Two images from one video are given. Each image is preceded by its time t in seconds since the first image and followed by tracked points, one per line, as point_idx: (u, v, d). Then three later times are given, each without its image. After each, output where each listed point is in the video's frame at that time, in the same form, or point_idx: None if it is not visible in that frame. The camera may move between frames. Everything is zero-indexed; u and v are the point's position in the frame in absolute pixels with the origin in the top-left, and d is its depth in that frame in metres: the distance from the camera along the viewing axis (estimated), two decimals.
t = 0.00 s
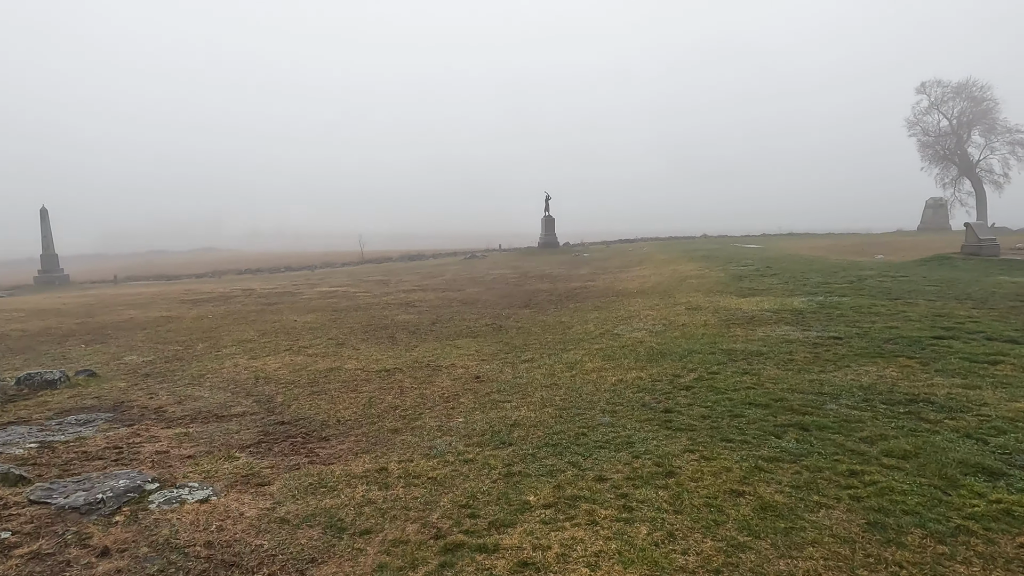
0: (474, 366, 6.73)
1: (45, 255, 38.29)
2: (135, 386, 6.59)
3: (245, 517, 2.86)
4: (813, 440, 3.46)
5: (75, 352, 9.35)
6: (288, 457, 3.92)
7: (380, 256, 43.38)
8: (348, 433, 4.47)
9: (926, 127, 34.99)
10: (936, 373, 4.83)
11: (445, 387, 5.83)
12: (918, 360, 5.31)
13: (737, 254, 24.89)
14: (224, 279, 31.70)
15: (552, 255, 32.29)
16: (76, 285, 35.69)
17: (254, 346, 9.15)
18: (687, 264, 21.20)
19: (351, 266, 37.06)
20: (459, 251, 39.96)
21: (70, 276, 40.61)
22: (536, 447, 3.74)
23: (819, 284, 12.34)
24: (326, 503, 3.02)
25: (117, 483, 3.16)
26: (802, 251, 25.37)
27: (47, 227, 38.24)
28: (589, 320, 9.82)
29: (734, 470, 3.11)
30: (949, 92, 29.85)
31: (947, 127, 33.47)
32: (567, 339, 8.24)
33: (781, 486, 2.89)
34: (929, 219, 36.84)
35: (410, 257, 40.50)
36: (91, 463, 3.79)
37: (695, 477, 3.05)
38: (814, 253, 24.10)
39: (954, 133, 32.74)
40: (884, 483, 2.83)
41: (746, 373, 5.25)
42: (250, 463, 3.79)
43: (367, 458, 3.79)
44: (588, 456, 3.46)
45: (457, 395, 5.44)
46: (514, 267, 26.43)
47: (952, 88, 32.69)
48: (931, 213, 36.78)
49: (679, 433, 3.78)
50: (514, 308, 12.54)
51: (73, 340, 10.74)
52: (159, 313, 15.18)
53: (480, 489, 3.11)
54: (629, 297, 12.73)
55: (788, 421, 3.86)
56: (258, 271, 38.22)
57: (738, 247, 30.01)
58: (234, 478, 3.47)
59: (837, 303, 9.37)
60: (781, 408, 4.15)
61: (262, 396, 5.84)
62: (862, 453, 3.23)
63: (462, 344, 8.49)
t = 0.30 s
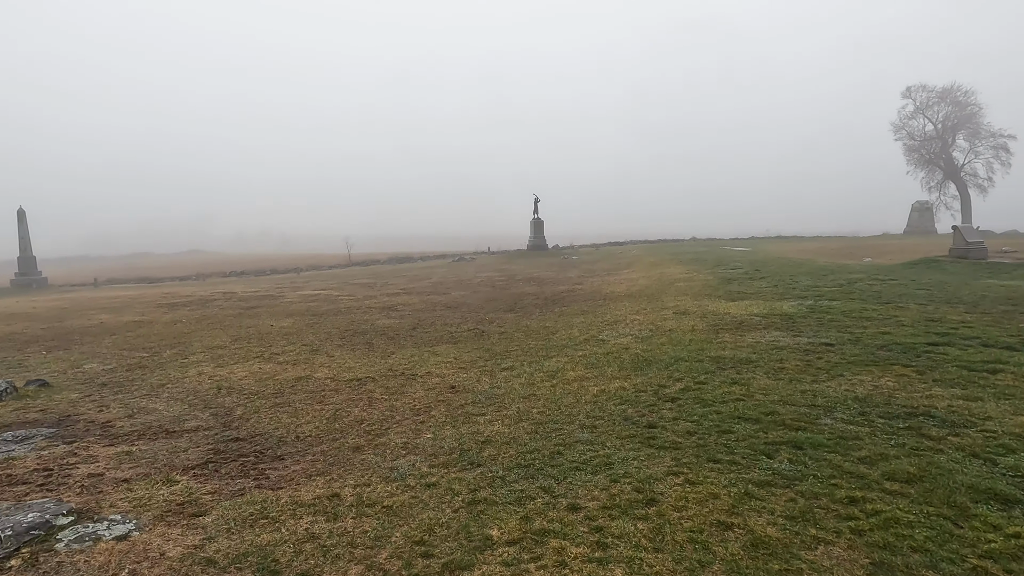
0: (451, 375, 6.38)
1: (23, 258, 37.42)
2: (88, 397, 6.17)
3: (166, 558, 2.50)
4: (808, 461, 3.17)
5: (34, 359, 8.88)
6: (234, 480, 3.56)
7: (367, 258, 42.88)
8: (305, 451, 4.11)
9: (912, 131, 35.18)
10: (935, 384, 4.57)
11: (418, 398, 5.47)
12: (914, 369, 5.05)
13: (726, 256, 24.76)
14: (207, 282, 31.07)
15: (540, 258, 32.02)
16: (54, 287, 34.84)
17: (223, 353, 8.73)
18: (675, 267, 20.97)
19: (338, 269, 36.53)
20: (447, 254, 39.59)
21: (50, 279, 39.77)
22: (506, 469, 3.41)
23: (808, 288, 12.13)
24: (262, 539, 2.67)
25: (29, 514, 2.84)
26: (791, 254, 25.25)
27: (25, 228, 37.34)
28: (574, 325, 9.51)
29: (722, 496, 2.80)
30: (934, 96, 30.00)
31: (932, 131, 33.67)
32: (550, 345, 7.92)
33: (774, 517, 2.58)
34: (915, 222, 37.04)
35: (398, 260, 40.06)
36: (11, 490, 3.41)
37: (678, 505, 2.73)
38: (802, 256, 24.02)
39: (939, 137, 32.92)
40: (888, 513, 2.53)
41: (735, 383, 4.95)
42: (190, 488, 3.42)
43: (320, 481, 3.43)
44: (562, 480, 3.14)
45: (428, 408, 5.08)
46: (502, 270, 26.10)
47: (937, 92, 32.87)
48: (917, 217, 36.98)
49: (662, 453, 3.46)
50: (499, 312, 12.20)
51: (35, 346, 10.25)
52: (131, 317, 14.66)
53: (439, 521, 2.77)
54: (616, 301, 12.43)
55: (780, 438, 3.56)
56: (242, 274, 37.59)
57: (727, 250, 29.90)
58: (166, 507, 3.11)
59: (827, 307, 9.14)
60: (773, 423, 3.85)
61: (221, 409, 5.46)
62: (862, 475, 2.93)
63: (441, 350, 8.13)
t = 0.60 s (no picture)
0: (439, 387, 6.00)
1: (14, 260, 37.00)
2: (50, 412, 5.78)
3: None
4: (830, 497, 2.81)
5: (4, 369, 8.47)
6: (188, 516, 3.18)
7: (363, 261, 42.49)
8: (272, 478, 3.74)
9: (911, 133, 34.97)
10: (959, 402, 4.21)
11: (401, 414, 5.10)
12: (935, 384, 4.69)
13: (725, 259, 24.45)
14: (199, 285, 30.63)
15: (538, 260, 31.69)
16: (45, 290, 34.34)
17: (203, 362, 8.33)
18: (673, 270, 20.63)
19: (332, 271, 36.11)
20: (444, 256, 39.24)
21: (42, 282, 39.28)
22: (491, 504, 3.04)
23: (812, 292, 11.77)
24: None
25: None
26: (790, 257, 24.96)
27: (16, 229, 36.83)
28: (570, 332, 9.13)
29: (737, 543, 2.44)
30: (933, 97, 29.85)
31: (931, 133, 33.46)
32: (544, 354, 7.56)
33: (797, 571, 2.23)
34: (914, 224, 36.80)
35: (394, 262, 39.70)
36: None
37: (686, 555, 2.37)
38: (802, 258, 23.70)
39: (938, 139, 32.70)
40: (931, 567, 2.18)
41: (742, 399, 4.58)
42: (136, 526, 3.05)
43: (283, 518, 3.06)
44: (554, 521, 2.77)
45: (412, 426, 4.71)
46: (498, 273, 25.70)
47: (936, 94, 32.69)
48: (916, 219, 36.76)
49: (667, 486, 3.09)
50: (493, 318, 11.85)
51: (9, 354, 9.84)
52: (115, 322, 14.23)
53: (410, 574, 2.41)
54: (614, 306, 12.06)
55: (797, 467, 3.20)
56: (236, 276, 37.14)
57: (726, 252, 29.57)
58: (103, 553, 2.75)
59: (833, 314, 8.80)
60: (787, 448, 3.48)
61: (190, 426, 5.07)
62: (894, 516, 2.58)
63: (430, 360, 7.75)
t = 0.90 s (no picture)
0: (431, 399, 5.53)
1: (14, 262, 36.81)
2: (11, 424, 5.34)
3: None
4: (887, 543, 2.34)
5: None
6: (128, 556, 2.74)
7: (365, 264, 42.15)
8: (235, 506, 3.29)
9: (920, 135, 34.42)
10: (1014, 420, 3.73)
11: (388, 430, 4.64)
12: (982, 399, 4.21)
13: (732, 262, 23.95)
14: (199, 288, 30.31)
15: (541, 263, 31.24)
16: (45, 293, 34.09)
17: (186, 369, 7.88)
18: (680, 274, 20.09)
19: (333, 274, 35.73)
20: (446, 260, 38.84)
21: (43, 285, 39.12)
22: (482, 545, 2.58)
23: (827, 297, 11.24)
24: None
25: None
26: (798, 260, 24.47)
27: (18, 232, 36.66)
28: (574, 338, 8.64)
29: None
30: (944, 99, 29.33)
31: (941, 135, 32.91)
32: (547, 361, 7.09)
33: None
34: (923, 228, 36.17)
35: (395, 265, 39.34)
36: None
37: None
38: (811, 262, 23.14)
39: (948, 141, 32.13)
40: None
41: (767, 416, 4.11)
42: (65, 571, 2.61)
43: (237, 561, 2.61)
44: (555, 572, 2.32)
45: (398, 443, 4.25)
46: (500, 276, 25.21)
47: (946, 96, 32.17)
48: (925, 221, 36.17)
49: (688, 524, 2.63)
50: (494, 322, 11.39)
51: None
52: (106, 325, 13.85)
53: None
54: (621, 310, 11.55)
55: (840, 502, 2.73)
56: (237, 279, 36.82)
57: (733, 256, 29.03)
58: None
59: (853, 319, 8.30)
60: (826, 476, 3.02)
61: (157, 442, 4.63)
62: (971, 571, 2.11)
63: (425, 368, 7.28)
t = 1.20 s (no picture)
0: (426, 419, 5.04)
1: (20, 264, 36.78)
2: None
3: None
4: None
5: None
6: None
7: (371, 266, 41.84)
8: (186, 561, 2.80)
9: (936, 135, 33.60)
10: None
11: (374, 457, 4.14)
12: None
13: (744, 265, 23.34)
14: (203, 291, 29.99)
15: (548, 266, 30.73)
16: (50, 296, 33.95)
17: (171, 380, 7.43)
18: (691, 277, 19.49)
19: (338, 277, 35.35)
20: (452, 262, 38.41)
21: (50, 287, 39.03)
22: None
23: (850, 303, 10.63)
24: None
25: None
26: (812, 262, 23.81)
27: (24, 234, 36.60)
28: (583, 347, 8.11)
29: None
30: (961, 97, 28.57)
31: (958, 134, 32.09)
32: (553, 374, 6.57)
33: None
34: (940, 229, 35.32)
35: (401, 267, 38.99)
36: None
37: None
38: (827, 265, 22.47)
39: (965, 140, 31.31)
40: None
41: (805, 448, 3.57)
42: None
43: None
44: None
45: (384, 475, 3.75)
46: (507, 279, 24.73)
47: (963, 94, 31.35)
48: (941, 223, 35.32)
49: None
50: (498, 329, 10.89)
51: None
52: (100, 330, 13.47)
53: None
54: (632, 316, 11.00)
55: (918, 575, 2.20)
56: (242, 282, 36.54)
57: (745, 258, 28.36)
58: None
59: (882, 329, 7.71)
60: (891, 536, 2.48)
61: (117, 469, 4.15)
62: None
63: (423, 381, 6.78)
